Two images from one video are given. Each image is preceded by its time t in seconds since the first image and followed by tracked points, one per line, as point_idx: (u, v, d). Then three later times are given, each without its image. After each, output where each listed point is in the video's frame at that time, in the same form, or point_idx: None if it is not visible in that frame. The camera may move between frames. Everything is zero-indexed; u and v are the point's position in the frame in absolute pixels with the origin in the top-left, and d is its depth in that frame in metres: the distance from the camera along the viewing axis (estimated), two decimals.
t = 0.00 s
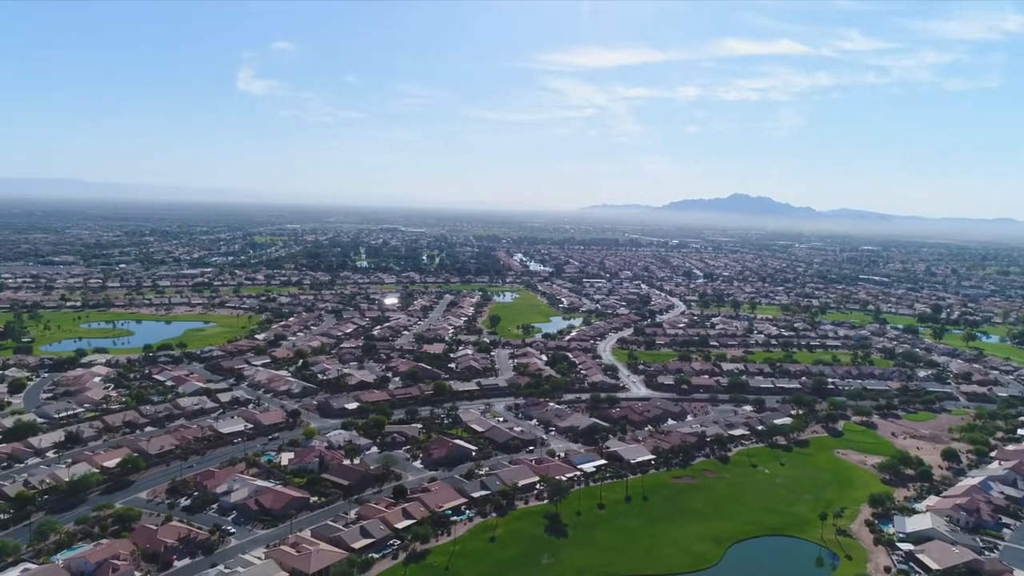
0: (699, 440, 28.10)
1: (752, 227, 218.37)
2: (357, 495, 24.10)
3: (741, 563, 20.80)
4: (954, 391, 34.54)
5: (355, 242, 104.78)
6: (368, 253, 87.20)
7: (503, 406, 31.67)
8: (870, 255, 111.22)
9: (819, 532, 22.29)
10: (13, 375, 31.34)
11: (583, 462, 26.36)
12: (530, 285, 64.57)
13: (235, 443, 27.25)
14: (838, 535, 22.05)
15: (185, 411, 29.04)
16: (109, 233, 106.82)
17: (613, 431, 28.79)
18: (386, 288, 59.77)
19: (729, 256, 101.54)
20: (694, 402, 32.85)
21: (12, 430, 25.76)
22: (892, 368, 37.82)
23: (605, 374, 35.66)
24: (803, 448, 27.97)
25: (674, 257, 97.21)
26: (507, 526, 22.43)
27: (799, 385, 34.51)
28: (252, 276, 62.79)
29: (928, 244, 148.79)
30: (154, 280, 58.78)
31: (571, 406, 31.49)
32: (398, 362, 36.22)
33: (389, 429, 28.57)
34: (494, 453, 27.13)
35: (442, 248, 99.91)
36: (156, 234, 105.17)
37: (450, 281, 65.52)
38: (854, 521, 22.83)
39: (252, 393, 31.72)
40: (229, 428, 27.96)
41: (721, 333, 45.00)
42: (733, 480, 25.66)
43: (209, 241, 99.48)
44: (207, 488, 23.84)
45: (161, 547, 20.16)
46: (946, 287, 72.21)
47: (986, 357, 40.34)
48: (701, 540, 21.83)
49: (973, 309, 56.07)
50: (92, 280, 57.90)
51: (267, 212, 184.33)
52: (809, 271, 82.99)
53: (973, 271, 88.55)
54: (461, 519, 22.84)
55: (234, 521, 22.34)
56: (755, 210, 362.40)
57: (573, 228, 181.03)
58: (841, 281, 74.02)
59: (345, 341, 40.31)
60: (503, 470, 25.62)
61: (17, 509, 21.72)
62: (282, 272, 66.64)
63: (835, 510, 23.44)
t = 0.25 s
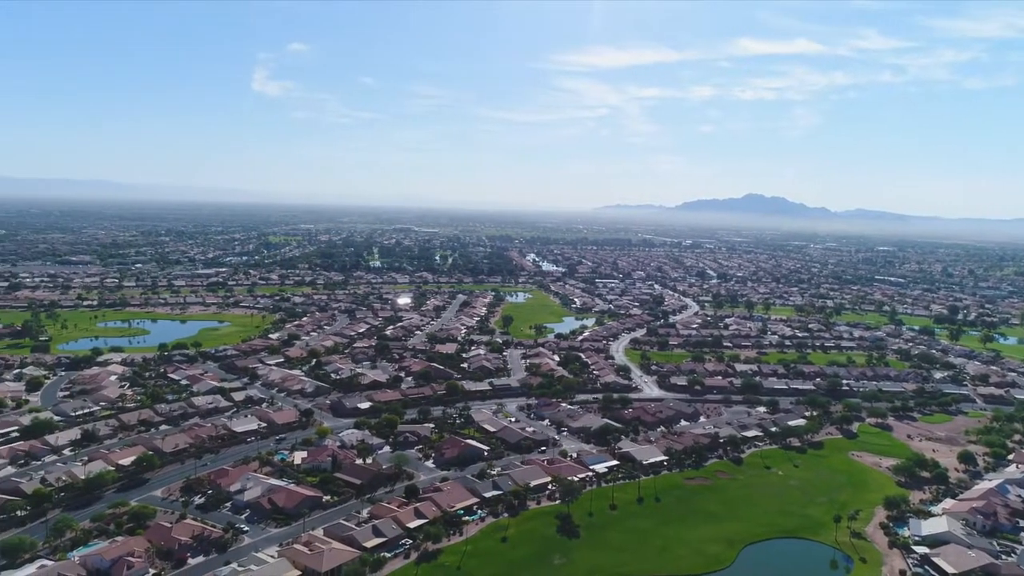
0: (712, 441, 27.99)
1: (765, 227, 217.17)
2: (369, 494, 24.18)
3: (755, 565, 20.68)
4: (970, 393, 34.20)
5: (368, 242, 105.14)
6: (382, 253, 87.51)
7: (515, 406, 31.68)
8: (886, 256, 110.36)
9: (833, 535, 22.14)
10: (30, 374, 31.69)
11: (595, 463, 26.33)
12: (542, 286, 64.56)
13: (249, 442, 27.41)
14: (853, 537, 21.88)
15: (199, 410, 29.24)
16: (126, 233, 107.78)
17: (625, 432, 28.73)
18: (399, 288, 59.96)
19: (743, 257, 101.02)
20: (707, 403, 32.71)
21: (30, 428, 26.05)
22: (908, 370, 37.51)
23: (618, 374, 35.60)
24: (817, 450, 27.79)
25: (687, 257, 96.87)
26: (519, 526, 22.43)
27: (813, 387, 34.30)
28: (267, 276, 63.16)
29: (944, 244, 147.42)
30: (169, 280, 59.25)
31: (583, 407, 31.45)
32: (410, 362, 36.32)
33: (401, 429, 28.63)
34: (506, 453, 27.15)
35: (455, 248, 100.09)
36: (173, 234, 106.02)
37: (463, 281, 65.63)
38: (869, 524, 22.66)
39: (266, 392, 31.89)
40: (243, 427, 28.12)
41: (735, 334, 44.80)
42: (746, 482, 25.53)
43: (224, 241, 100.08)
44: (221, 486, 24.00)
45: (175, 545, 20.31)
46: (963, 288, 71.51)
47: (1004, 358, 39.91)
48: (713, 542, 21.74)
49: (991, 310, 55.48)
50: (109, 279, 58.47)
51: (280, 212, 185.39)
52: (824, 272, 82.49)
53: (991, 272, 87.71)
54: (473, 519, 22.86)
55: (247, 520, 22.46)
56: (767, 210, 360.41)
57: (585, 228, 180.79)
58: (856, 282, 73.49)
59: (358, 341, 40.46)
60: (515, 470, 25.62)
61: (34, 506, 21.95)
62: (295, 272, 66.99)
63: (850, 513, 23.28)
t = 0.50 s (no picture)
0: (724, 442, 27.87)
1: (778, 227, 215.82)
2: (381, 494, 24.24)
3: (767, 567, 20.57)
4: (987, 395, 33.85)
5: (380, 242, 105.45)
6: (394, 254, 87.79)
7: (527, 407, 31.67)
8: (902, 256, 109.50)
9: (847, 537, 21.98)
10: (47, 372, 32.01)
11: (607, 464, 26.27)
12: (554, 286, 64.51)
13: (262, 441, 27.56)
14: (867, 540, 21.72)
15: (213, 409, 29.42)
16: (142, 233, 108.59)
17: (637, 433, 28.66)
18: (412, 288, 60.10)
19: (757, 257, 100.50)
20: (720, 404, 32.57)
21: (46, 426, 26.34)
22: (923, 372, 37.19)
23: (630, 375, 35.51)
24: (831, 452, 27.61)
25: (701, 258, 96.52)
26: (530, 526, 22.42)
27: (827, 388, 34.08)
28: (280, 275, 63.49)
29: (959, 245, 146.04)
30: (184, 279, 59.66)
31: (596, 407, 31.40)
32: (422, 362, 36.37)
33: (413, 429, 28.70)
34: (518, 453, 27.15)
35: (468, 248, 100.24)
36: (188, 234, 106.79)
37: (475, 281, 65.71)
38: (883, 527, 22.48)
39: (279, 392, 32.06)
40: (256, 426, 28.28)
41: (748, 335, 44.59)
42: (758, 484, 25.41)
43: (238, 241, 100.64)
44: (234, 485, 24.14)
45: (189, 543, 20.45)
46: (980, 289, 70.82)
47: (1021, 360, 39.48)
48: (725, 544, 21.64)
49: (1008, 312, 54.87)
50: (124, 279, 58.99)
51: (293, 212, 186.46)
52: (839, 273, 81.95)
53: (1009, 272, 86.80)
54: (484, 519, 22.87)
55: (260, 518, 22.57)
56: (778, 210, 358.33)
57: (596, 228, 180.50)
58: (871, 283, 72.94)
59: (370, 341, 40.59)
60: (526, 470, 25.62)
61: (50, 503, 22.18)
62: (309, 272, 67.29)
63: (863, 515, 23.10)
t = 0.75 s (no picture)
0: (737, 444, 27.75)
1: (791, 228, 214.65)
2: (392, 493, 24.29)
3: (779, 569, 20.43)
4: (1004, 397, 33.51)
5: (392, 242, 105.75)
6: (407, 254, 88.07)
7: (539, 407, 31.66)
8: (917, 257, 108.62)
9: (860, 540, 21.81)
10: (62, 371, 32.33)
11: (619, 465, 26.20)
12: (566, 286, 64.44)
13: (274, 440, 27.70)
14: (880, 543, 21.54)
15: (226, 408, 29.60)
16: (157, 233, 109.44)
17: (649, 434, 28.57)
18: (424, 288, 60.24)
19: (770, 258, 100.00)
20: (733, 406, 32.42)
21: (62, 424, 26.62)
22: (939, 373, 36.87)
23: (642, 376, 35.43)
24: (844, 454, 27.42)
25: (713, 258, 96.16)
26: (541, 527, 22.41)
27: (841, 390, 33.85)
28: (294, 275, 63.82)
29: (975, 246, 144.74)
30: (198, 279, 60.10)
31: (607, 408, 31.33)
32: (434, 362, 36.45)
33: (424, 429, 28.74)
34: (529, 454, 27.14)
35: (480, 248, 100.34)
36: (202, 234, 107.58)
37: (487, 281, 65.76)
38: (897, 530, 22.30)
39: (291, 391, 32.20)
40: (269, 425, 28.42)
41: (761, 335, 44.37)
42: (771, 486, 25.27)
43: (251, 241, 101.24)
44: (246, 484, 24.27)
45: (201, 541, 20.57)
46: (997, 290, 70.12)
47: None
48: (737, 546, 21.52)
49: None
50: (140, 278, 59.49)
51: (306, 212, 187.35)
52: (853, 273, 81.38)
53: None
54: (495, 520, 22.88)
55: (272, 517, 22.68)
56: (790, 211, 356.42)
57: (608, 229, 180.25)
58: (887, 283, 72.39)
59: (383, 340, 40.71)
60: (538, 470, 25.60)
61: (65, 500, 22.39)
62: (322, 272, 67.60)
63: (877, 518, 22.92)
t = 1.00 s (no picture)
0: (749, 445, 27.62)
1: (803, 228, 213.42)
2: (404, 493, 24.34)
3: (791, 571, 20.30)
4: (1021, 400, 33.15)
5: (404, 242, 106.00)
6: (419, 254, 88.32)
7: (550, 407, 31.64)
8: (933, 258, 107.71)
9: (873, 543, 21.65)
10: (78, 369, 32.63)
11: (630, 465, 26.14)
12: (578, 287, 64.36)
13: (287, 439, 27.84)
14: (894, 546, 21.36)
15: (239, 407, 29.78)
16: (171, 233, 110.34)
17: (661, 434, 28.49)
18: (436, 288, 60.34)
19: (784, 258, 99.50)
20: (745, 406, 32.29)
21: (77, 422, 26.87)
22: (954, 375, 36.55)
23: (654, 376, 35.33)
24: (858, 456, 27.24)
25: (726, 259, 95.71)
26: (552, 527, 22.41)
27: (855, 391, 33.63)
28: (306, 275, 64.12)
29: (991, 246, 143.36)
30: (212, 279, 60.52)
31: (619, 409, 31.27)
32: (446, 362, 36.50)
33: (436, 428, 28.78)
34: (540, 454, 27.13)
35: (492, 249, 100.44)
36: (216, 234, 108.37)
37: (499, 282, 65.81)
38: (911, 533, 22.11)
39: (304, 390, 32.36)
40: (281, 424, 28.58)
41: (774, 336, 44.16)
42: (783, 487, 25.14)
43: (265, 241, 101.87)
44: (259, 483, 24.39)
45: (214, 539, 20.70)
46: (1014, 291, 69.39)
47: None
48: (749, 547, 21.42)
49: None
50: (154, 278, 59.96)
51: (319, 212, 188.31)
52: (868, 274, 80.79)
53: None
54: (506, 520, 22.88)
55: (284, 516, 22.79)
56: (801, 211, 354.30)
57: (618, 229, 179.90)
58: (902, 284, 71.83)
59: (395, 340, 40.81)
60: (549, 471, 25.60)
61: (80, 498, 22.60)
62: (334, 272, 67.88)
63: (891, 521, 22.74)
